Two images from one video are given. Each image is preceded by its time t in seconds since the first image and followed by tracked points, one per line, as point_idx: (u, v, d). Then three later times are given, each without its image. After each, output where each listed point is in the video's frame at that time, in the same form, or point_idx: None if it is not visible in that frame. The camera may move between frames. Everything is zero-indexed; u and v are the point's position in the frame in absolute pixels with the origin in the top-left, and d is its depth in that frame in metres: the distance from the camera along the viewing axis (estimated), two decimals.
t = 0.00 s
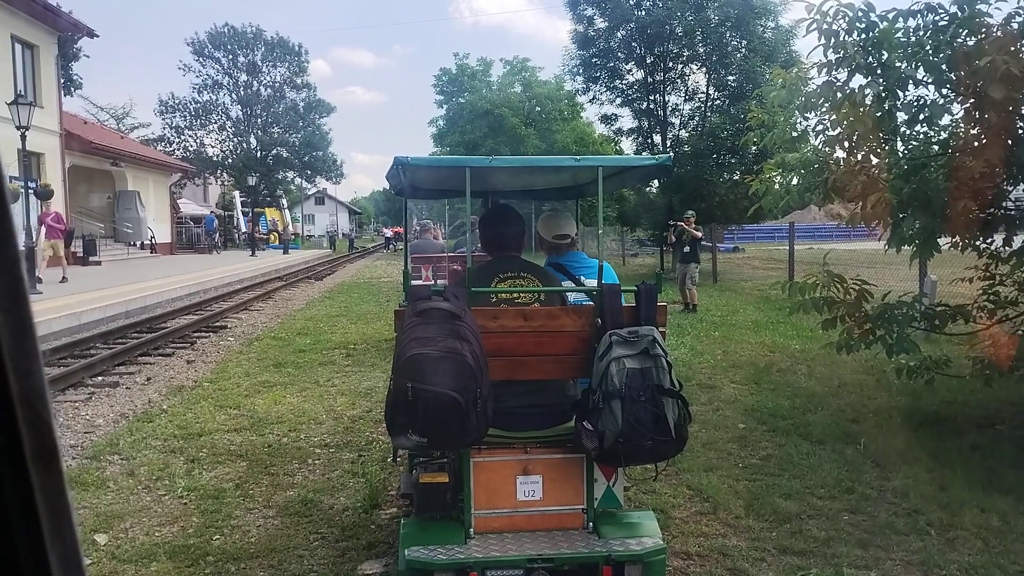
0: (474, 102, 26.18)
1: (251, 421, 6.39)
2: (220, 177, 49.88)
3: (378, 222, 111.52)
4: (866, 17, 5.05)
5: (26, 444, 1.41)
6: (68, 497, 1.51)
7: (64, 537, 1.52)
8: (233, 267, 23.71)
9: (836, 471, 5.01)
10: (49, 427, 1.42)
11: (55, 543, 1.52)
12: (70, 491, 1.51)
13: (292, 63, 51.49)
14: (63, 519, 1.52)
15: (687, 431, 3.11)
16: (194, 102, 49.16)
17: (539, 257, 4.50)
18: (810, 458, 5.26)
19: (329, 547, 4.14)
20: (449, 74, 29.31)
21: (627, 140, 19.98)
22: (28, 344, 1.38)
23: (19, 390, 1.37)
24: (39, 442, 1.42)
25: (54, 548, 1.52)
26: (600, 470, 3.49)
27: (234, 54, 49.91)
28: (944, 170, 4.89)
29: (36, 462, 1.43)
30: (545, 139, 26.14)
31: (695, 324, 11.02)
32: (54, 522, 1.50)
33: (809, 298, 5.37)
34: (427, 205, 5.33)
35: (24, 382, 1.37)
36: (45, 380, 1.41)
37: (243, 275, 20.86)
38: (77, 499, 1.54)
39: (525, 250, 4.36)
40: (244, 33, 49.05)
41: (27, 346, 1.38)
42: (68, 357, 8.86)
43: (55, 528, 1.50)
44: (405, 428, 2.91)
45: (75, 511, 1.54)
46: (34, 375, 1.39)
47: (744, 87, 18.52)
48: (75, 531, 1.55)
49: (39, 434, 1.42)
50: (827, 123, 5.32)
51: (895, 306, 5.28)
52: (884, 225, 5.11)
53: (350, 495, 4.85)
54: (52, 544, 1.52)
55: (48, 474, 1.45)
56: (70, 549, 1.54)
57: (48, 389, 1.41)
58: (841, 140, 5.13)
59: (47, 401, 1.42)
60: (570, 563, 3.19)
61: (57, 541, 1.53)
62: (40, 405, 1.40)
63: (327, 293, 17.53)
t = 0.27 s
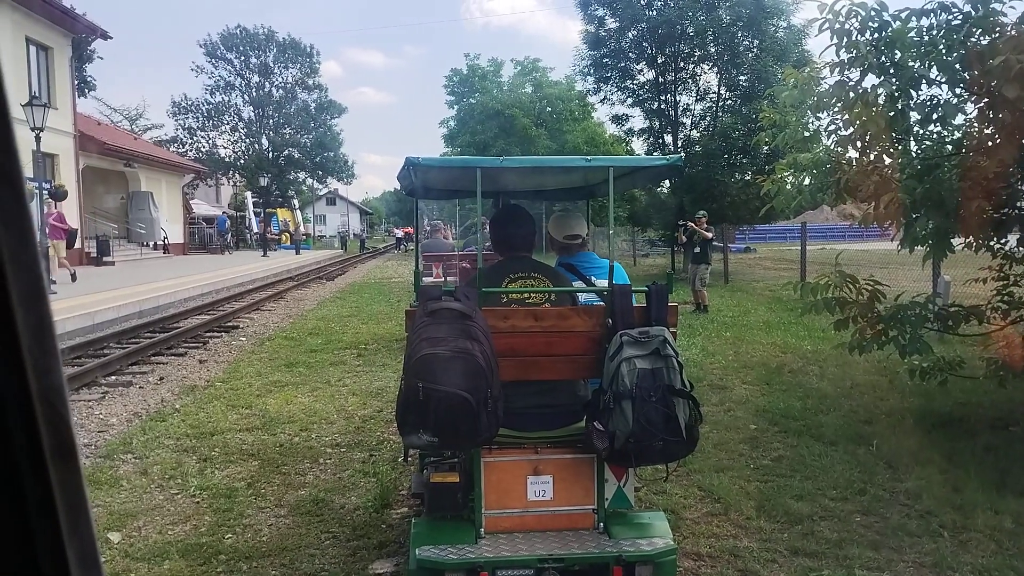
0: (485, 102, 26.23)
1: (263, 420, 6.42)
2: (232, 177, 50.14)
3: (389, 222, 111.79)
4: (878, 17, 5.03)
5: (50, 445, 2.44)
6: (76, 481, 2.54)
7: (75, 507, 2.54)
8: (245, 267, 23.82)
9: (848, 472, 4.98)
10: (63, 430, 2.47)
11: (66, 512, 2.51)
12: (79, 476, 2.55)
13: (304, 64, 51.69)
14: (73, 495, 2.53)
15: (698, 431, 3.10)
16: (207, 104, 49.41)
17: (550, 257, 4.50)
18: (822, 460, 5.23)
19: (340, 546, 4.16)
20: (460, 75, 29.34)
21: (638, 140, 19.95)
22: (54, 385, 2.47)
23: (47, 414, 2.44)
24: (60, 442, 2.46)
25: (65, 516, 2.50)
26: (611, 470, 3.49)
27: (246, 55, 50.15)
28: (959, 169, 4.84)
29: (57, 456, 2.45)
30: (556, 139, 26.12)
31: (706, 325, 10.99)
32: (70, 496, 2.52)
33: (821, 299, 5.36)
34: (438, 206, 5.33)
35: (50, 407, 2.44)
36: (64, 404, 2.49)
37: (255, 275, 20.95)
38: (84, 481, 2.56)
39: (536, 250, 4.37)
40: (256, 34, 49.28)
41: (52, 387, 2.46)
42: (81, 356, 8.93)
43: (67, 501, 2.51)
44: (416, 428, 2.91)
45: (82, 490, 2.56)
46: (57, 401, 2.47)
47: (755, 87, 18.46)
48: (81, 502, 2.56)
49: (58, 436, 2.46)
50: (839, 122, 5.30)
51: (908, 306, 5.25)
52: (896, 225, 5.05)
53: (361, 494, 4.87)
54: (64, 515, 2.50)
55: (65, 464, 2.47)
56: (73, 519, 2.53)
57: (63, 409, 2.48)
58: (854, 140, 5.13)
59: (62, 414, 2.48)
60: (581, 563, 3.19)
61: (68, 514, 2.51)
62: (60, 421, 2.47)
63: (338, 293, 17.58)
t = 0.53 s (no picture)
0: (496, 103, 26.27)
1: (275, 420, 6.45)
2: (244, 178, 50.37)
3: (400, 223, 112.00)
4: (891, 16, 5.00)
5: (71, 443, 2.76)
6: (94, 482, 2.82)
7: (94, 506, 2.79)
8: (257, 267, 23.92)
9: (861, 474, 4.96)
10: (84, 429, 2.80)
11: (86, 511, 2.75)
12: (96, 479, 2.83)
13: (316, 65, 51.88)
14: (92, 493, 2.80)
15: (710, 433, 3.09)
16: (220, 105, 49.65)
17: (562, 258, 4.50)
18: (835, 461, 5.21)
19: (352, 546, 4.17)
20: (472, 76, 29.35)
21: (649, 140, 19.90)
22: (73, 387, 2.86)
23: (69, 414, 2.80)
24: (80, 440, 2.78)
25: (85, 513, 2.74)
26: (622, 471, 3.49)
27: (259, 56, 50.36)
28: (972, 170, 4.79)
29: (78, 454, 2.77)
30: (567, 140, 26.10)
31: (718, 325, 10.95)
32: (89, 492, 2.80)
33: (834, 300, 5.35)
34: (450, 207, 5.34)
35: (71, 406, 2.81)
36: (83, 404, 2.86)
37: (267, 275, 21.03)
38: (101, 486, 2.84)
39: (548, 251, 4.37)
40: (269, 35, 49.48)
41: (71, 387, 2.85)
42: (96, 355, 9.00)
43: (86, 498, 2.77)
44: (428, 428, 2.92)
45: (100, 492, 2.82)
46: (76, 402, 2.84)
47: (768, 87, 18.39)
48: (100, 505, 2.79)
49: (78, 436, 2.78)
50: (852, 123, 5.27)
51: (922, 307, 5.22)
52: (909, 226, 5.05)
53: (373, 494, 4.88)
54: (84, 509, 2.75)
55: (85, 462, 2.79)
56: (93, 519, 2.76)
57: (82, 410, 2.84)
58: (867, 140, 5.12)
59: (82, 416, 2.82)
60: (592, 564, 3.19)
61: (88, 511, 2.75)
62: (80, 421, 2.81)
63: (350, 293, 17.62)
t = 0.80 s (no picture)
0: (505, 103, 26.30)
1: (285, 419, 6.47)
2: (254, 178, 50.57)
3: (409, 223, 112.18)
4: (902, 16, 4.98)
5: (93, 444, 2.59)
6: (118, 475, 2.69)
7: (117, 502, 2.68)
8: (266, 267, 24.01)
9: (871, 475, 4.94)
10: (108, 431, 2.58)
11: (108, 506, 2.67)
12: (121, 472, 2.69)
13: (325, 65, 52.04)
14: (115, 488, 2.68)
15: (719, 433, 3.09)
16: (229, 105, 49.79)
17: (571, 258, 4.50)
18: (845, 463, 5.18)
19: (361, 546, 4.18)
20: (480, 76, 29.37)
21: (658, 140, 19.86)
22: (100, 387, 2.57)
23: (91, 414, 2.56)
24: (103, 442, 2.59)
25: (107, 508, 2.66)
26: (630, 472, 3.48)
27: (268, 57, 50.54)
28: (984, 169, 4.77)
29: (101, 453, 2.61)
30: (576, 140, 26.09)
31: (727, 326, 10.92)
32: (112, 487, 2.67)
33: (844, 301, 5.34)
34: (458, 206, 5.36)
35: (93, 408, 2.55)
36: (108, 406, 2.58)
37: (276, 275, 21.10)
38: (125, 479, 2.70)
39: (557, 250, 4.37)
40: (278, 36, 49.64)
41: (97, 388, 2.57)
42: (107, 355, 9.05)
43: (108, 494, 2.66)
44: (437, 429, 2.92)
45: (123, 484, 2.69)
46: (102, 404, 2.57)
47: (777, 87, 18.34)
48: (122, 495, 2.69)
49: (102, 438, 2.58)
50: (863, 123, 5.26)
51: (933, 308, 5.19)
52: (921, 226, 5.02)
53: (381, 494, 4.89)
54: (105, 506, 2.66)
55: (107, 460, 2.63)
56: (115, 513, 2.68)
57: (107, 412, 2.58)
58: (877, 140, 5.11)
59: (106, 416, 2.58)
60: (601, 565, 3.19)
61: (110, 507, 2.66)
62: (104, 423, 2.58)
63: (358, 293, 17.66)
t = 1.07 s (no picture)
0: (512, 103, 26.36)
1: (292, 419, 6.48)
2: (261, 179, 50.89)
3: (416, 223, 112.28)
4: (911, 15, 4.96)
5: (89, 438, 2.75)
6: (112, 474, 2.82)
7: (112, 501, 2.77)
8: (274, 267, 24.06)
9: (880, 476, 4.91)
10: (101, 426, 2.82)
11: (103, 504, 2.74)
12: (115, 472, 2.83)
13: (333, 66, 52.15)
14: (110, 487, 2.78)
15: (726, 433, 3.07)
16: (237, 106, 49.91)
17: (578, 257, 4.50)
18: (853, 463, 5.16)
19: (368, 545, 4.18)
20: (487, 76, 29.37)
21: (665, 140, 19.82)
22: (93, 382, 2.84)
23: (86, 408, 2.79)
24: (97, 436, 2.79)
25: (103, 506, 2.73)
26: (636, 472, 3.47)
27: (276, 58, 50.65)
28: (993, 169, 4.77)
29: (96, 449, 2.75)
30: (583, 139, 26.07)
31: (734, 326, 10.89)
32: (108, 486, 2.78)
33: (852, 301, 5.31)
34: (465, 207, 5.34)
35: (89, 403, 2.80)
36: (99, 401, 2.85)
37: (283, 275, 21.15)
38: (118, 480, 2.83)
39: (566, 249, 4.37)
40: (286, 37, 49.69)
41: (91, 383, 2.84)
42: (115, 354, 9.09)
43: (104, 493, 2.75)
44: (443, 428, 2.92)
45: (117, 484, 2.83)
46: (94, 398, 2.84)
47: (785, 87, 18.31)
48: (116, 495, 2.80)
49: (97, 432, 2.80)
50: (871, 122, 5.23)
51: (942, 308, 5.17)
52: (930, 226, 5.01)
53: (388, 494, 4.89)
54: (101, 505, 2.73)
55: (103, 456, 2.77)
56: (110, 511, 2.74)
57: (100, 407, 2.84)
58: (885, 140, 5.07)
59: (100, 413, 2.83)
60: (607, 565, 3.18)
61: (105, 505, 2.74)
62: (99, 418, 2.82)
63: (365, 293, 17.67)
